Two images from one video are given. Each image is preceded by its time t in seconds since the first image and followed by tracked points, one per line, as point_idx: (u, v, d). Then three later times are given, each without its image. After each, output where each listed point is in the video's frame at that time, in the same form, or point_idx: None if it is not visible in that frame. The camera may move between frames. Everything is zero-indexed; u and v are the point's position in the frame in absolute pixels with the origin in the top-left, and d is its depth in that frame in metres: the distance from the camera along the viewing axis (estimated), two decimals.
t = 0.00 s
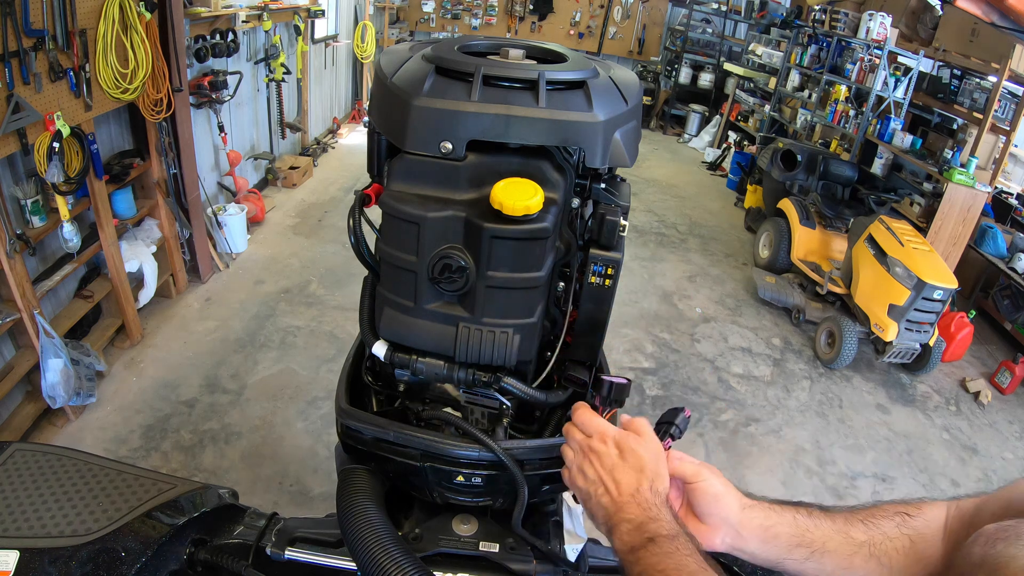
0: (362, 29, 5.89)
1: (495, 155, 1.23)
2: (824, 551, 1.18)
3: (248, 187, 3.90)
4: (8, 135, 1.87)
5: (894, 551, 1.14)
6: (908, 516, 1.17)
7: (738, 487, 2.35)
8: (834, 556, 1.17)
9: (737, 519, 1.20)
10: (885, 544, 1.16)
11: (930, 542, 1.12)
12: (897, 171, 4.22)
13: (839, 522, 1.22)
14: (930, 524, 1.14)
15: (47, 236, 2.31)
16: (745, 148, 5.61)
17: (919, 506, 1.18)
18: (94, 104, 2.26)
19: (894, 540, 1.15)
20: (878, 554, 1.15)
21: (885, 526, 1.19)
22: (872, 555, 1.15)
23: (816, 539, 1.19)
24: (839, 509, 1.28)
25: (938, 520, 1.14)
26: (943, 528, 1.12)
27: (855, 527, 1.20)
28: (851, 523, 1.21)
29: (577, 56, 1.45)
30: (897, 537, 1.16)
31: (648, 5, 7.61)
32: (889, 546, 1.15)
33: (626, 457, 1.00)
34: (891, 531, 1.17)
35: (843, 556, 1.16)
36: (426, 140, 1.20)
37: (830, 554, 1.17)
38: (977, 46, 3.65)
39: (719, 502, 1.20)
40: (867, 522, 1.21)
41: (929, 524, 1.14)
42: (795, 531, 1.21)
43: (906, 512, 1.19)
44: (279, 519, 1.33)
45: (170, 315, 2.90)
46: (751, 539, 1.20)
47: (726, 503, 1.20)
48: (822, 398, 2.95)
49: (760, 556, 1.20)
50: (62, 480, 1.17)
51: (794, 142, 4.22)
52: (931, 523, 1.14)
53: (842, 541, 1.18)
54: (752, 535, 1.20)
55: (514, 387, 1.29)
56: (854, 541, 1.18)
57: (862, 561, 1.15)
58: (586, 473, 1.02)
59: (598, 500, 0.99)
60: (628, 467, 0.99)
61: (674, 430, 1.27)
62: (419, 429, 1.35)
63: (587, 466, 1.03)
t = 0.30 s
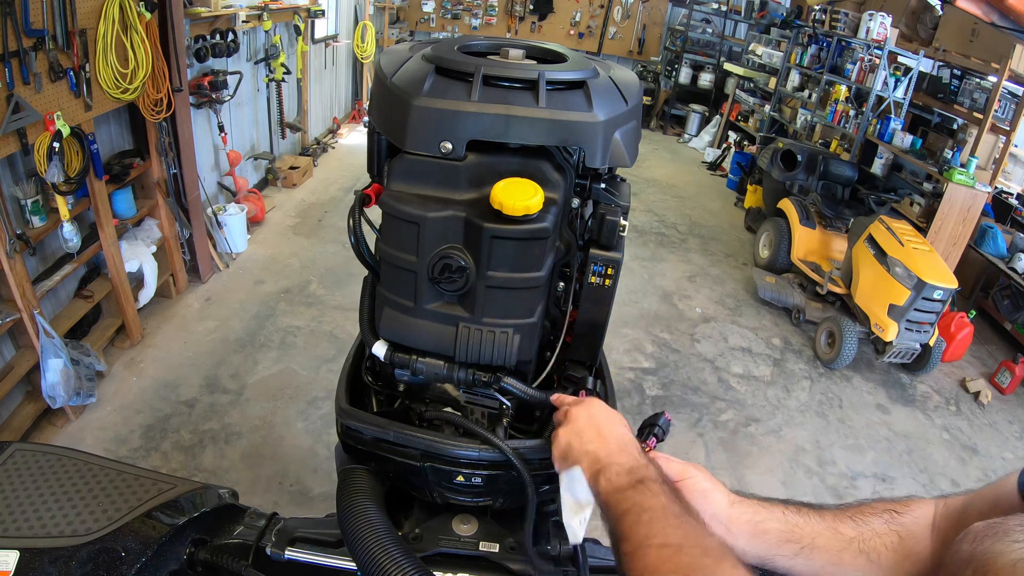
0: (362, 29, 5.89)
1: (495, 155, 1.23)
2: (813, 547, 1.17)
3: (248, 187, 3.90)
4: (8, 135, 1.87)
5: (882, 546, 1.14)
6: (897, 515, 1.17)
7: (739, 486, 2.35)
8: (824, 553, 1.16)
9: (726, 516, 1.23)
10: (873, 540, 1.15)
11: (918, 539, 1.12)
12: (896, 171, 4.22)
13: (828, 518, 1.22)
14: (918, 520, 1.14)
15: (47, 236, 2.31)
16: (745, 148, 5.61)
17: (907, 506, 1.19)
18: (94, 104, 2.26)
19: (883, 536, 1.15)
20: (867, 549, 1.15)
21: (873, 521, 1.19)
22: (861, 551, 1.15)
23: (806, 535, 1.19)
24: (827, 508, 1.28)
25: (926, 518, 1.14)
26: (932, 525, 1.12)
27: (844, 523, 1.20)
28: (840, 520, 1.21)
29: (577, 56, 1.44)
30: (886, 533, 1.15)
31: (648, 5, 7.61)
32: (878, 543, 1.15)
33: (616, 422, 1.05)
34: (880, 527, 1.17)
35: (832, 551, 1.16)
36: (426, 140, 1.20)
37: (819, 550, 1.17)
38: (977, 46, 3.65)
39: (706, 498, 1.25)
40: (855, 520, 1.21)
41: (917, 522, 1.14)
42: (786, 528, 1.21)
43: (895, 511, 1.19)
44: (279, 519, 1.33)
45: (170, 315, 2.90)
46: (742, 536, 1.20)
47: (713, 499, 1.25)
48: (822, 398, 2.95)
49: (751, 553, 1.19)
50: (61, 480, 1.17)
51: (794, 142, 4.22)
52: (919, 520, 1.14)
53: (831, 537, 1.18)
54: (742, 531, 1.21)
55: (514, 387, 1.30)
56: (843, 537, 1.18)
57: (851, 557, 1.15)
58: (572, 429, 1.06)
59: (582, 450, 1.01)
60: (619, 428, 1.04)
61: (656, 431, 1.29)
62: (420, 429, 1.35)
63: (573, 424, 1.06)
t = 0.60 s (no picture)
0: (362, 29, 5.89)
1: (495, 155, 1.23)
2: (813, 539, 1.16)
3: (248, 187, 3.90)
4: (7, 135, 1.87)
5: (880, 541, 1.14)
6: (896, 511, 1.18)
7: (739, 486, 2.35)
8: (824, 546, 1.15)
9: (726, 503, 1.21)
10: (873, 535, 1.15)
11: (918, 537, 1.12)
12: (896, 171, 4.22)
13: (828, 511, 1.21)
14: (918, 517, 1.15)
15: (47, 236, 2.31)
16: (745, 148, 5.61)
17: (906, 503, 1.19)
18: (94, 104, 2.26)
19: (883, 531, 1.15)
20: (867, 543, 1.14)
21: (872, 514, 1.19)
22: (860, 545, 1.14)
23: (805, 527, 1.17)
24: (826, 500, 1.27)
25: (925, 514, 1.15)
26: (932, 522, 1.13)
27: (844, 516, 1.19)
28: (840, 513, 1.20)
29: (577, 56, 1.44)
30: (886, 529, 1.15)
31: (648, 5, 7.60)
32: (877, 537, 1.15)
33: (598, 391, 1.11)
34: (880, 522, 1.17)
35: (831, 544, 1.15)
36: (426, 140, 1.20)
37: (819, 542, 1.15)
38: (977, 46, 3.65)
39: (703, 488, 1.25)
40: (855, 512, 1.20)
41: (916, 519, 1.15)
42: (786, 520, 1.18)
43: (894, 506, 1.19)
44: (279, 519, 1.33)
45: (170, 315, 2.90)
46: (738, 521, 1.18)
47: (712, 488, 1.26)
48: (822, 398, 2.95)
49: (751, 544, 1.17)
50: (61, 480, 1.17)
51: (794, 142, 4.22)
52: (919, 517, 1.15)
53: (831, 529, 1.17)
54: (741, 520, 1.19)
55: (514, 387, 1.30)
56: (842, 530, 1.17)
57: (851, 551, 1.14)
58: (558, 404, 1.12)
59: (569, 421, 1.08)
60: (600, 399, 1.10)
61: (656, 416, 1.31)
62: (420, 429, 1.35)
63: (559, 399, 1.13)
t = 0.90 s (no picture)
0: (362, 29, 5.89)
1: (496, 155, 1.23)
2: (812, 540, 1.16)
3: (248, 187, 3.90)
4: (8, 135, 1.87)
5: (881, 542, 1.14)
6: (897, 511, 1.17)
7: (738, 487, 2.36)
8: (823, 547, 1.15)
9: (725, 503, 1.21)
10: (873, 535, 1.15)
11: (918, 537, 1.12)
12: (896, 171, 4.22)
13: (828, 511, 1.21)
14: (918, 516, 1.15)
15: (47, 236, 2.31)
16: (745, 148, 5.61)
17: (907, 502, 1.19)
18: (94, 104, 2.26)
19: (883, 532, 1.15)
20: (866, 544, 1.14)
21: (872, 515, 1.18)
22: (860, 545, 1.14)
23: (805, 529, 1.17)
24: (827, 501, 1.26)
25: (926, 514, 1.14)
26: (932, 522, 1.13)
27: (844, 518, 1.19)
28: (840, 513, 1.20)
29: (577, 56, 1.44)
30: (886, 529, 1.15)
31: (648, 5, 7.60)
32: (877, 539, 1.15)
33: (596, 395, 1.12)
34: (880, 523, 1.17)
35: (831, 545, 1.15)
36: (426, 140, 1.20)
37: (818, 543, 1.15)
38: (977, 46, 3.65)
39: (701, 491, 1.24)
40: (855, 513, 1.20)
41: (917, 519, 1.14)
42: (785, 520, 1.18)
43: (894, 506, 1.19)
44: (279, 519, 1.33)
45: (170, 315, 2.90)
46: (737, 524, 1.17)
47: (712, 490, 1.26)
48: (822, 398, 2.95)
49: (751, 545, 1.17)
50: (61, 480, 1.17)
51: (794, 142, 4.22)
52: (919, 516, 1.14)
53: (831, 530, 1.17)
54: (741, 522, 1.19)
55: (514, 387, 1.30)
56: (842, 531, 1.17)
57: (851, 552, 1.14)
58: (557, 410, 1.12)
59: (568, 426, 1.08)
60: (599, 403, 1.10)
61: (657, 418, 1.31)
62: (420, 429, 1.35)
63: (558, 405, 1.13)
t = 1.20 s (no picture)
0: (362, 29, 5.89)
1: (496, 155, 1.23)
2: (811, 540, 1.16)
3: (248, 187, 3.90)
4: (8, 135, 1.87)
5: (879, 542, 1.14)
6: (895, 510, 1.18)
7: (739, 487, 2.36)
8: (822, 547, 1.15)
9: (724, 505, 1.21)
10: (872, 536, 1.15)
11: (916, 538, 1.12)
12: (897, 171, 4.22)
13: (827, 512, 1.21)
14: (916, 517, 1.15)
15: (47, 236, 2.31)
16: (745, 148, 5.61)
17: (906, 502, 1.19)
18: (94, 104, 2.26)
19: (882, 532, 1.15)
20: (865, 545, 1.14)
21: (870, 516, 1.19)
22: (858, 546, 1.14)
23: (803, 529, 1.17)
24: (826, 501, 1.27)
25: (924, 515, 1.15)
26: (930, 522, 1.13)
27: (843, 518, 1.19)
28: (838, 514, 1.20)
29: (577, 56, 1.44)
30: (885, 529, 1.15)
31: (648, 5, 7.60)
32: (875, 539, 1.15)
33: (596, 398, 1.12)
34: (878, 524, 1.17)
35: (829, 546, 1.15)
36: (426, 140, 1.20)
37: (817, 544, 1.15)
38: (977, 46, 3.64)
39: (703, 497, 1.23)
40: (854, 513, 1.20)
41: (915, 520, 1.15)
42: (783, 521, 1.18)
43: (892, 506, 1.19)
44: (278, 519, 1.33)
45: (170, 315, 2.90)
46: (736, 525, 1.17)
47: (710, 491, 1.26)
48: (822, 398, 2.95)
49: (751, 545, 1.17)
50: (61, 480, 1.17)
51: (794, 142, 4.22)
52: (918, 517, 1.15)
53: (829, 531, 1.17)
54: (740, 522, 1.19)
55: (514, 387, 1.30)
56: (841, 532, 1.17)
57: (848, 552, 1.14)
58: (555, 413, 1.12)
59: (567, 430, 1.08)
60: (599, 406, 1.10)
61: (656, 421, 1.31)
62: (420, 429, 1.35)
63: (556, 408, 1.13)
